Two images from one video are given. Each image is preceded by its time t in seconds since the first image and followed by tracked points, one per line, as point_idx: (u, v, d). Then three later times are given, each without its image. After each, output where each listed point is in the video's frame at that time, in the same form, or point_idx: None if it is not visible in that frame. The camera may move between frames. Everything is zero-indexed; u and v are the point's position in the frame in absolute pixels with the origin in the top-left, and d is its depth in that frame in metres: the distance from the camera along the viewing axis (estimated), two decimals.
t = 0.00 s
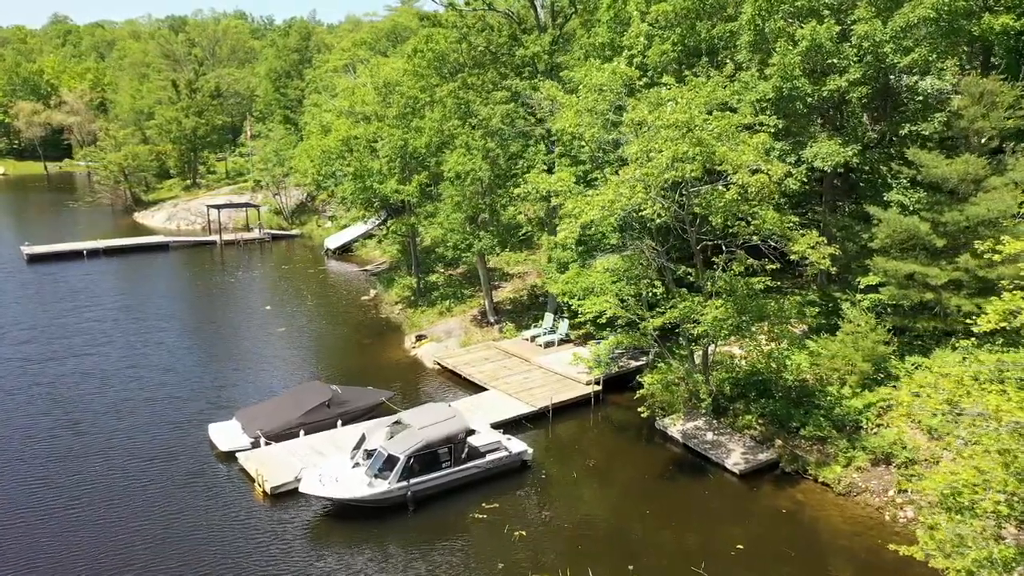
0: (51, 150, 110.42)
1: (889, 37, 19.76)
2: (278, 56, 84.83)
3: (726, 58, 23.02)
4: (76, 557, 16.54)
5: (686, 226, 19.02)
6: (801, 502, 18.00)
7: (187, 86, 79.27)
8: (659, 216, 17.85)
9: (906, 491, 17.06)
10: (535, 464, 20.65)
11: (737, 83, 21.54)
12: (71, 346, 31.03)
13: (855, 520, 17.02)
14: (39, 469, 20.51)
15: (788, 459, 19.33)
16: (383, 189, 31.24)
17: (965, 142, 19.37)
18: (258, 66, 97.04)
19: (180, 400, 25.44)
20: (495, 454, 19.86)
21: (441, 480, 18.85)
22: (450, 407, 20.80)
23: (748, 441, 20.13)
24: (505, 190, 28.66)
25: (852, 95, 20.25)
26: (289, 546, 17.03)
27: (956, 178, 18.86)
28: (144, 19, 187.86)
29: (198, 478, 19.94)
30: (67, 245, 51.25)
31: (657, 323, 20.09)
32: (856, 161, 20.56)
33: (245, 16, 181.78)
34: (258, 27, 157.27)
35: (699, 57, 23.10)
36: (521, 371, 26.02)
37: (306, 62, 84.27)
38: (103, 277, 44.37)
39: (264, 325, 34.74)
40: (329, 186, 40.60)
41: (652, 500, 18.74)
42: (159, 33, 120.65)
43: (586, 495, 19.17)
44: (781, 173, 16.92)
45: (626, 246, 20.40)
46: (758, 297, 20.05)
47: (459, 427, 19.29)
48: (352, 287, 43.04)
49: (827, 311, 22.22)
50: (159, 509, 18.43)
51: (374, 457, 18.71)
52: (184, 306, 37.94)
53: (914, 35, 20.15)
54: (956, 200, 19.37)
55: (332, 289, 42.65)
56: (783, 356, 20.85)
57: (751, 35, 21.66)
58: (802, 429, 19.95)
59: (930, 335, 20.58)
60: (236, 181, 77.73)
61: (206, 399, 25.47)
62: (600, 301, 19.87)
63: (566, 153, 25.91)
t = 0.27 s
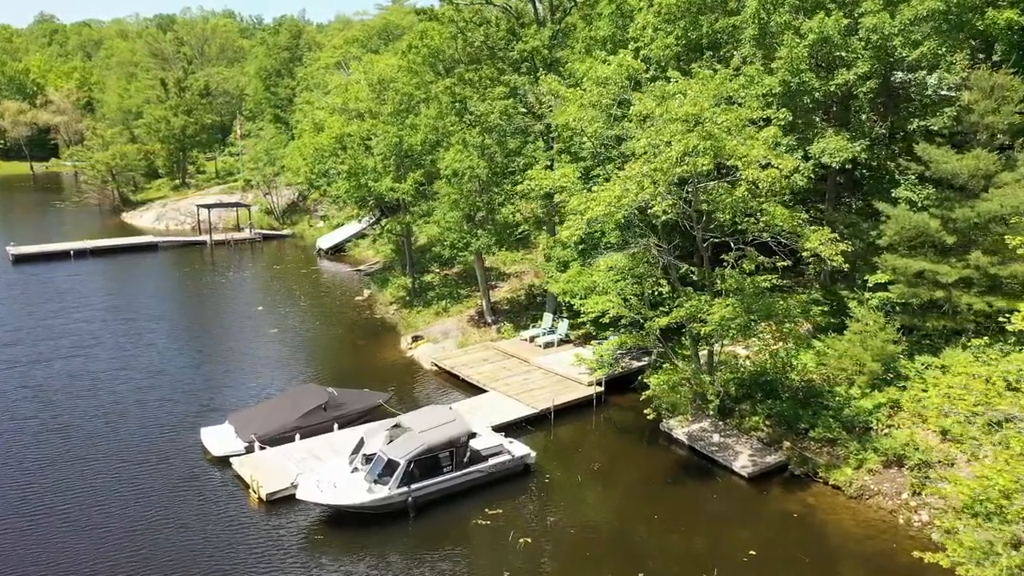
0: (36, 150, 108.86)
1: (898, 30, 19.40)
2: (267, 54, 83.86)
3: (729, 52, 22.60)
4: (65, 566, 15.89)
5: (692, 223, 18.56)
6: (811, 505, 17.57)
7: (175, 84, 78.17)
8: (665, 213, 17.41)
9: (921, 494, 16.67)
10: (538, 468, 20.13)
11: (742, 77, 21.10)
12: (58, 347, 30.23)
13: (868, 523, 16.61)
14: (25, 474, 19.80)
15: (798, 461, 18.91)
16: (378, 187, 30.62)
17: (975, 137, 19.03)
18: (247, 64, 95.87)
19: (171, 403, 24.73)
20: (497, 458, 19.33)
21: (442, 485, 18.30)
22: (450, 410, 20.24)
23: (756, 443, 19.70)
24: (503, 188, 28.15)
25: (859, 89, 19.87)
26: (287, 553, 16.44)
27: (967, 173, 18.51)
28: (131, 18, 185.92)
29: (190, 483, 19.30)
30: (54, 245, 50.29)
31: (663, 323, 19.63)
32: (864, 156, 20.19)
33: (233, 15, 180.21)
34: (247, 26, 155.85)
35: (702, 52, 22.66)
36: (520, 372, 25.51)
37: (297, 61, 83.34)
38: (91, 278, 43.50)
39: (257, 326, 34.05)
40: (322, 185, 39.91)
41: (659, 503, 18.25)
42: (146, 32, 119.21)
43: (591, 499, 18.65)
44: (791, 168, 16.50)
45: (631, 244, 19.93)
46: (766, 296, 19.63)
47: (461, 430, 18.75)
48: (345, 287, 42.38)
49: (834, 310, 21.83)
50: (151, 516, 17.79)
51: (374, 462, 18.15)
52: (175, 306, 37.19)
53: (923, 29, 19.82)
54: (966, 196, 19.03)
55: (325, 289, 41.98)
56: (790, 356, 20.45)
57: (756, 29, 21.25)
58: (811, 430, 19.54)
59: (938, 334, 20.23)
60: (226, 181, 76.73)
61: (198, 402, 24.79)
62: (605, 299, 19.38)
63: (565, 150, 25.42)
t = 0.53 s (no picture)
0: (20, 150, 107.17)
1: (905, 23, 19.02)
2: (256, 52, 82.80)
3: (732, 46, 22.13)
4: None
5: (698, 220, 18.11)
6: (822, 508, 17.14)
7: (162, 83, 76.98)
8: (671, 209, 16.93)
9: (935, 496, 16.27)
10: (540, 472, 19.58)
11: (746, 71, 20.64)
12: (43, 350, 29.38)
13: (880, 527, 16.19)
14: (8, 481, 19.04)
15: (806, 463, 18.47)
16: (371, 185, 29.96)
17: (984, 132, 18.69)
18: (235, 63, 94.74)
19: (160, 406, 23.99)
20: (499, 463, 18.77)
21: (443, 492, 17.73)
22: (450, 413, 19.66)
23: (763, 446, 19.26)
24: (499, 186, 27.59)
25: (866, 83, 19.48)
26: (282, 562, 15.82)
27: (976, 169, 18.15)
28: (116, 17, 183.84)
29: (181, 489, 18.63)
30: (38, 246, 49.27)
31: (668, 323, 19.14)
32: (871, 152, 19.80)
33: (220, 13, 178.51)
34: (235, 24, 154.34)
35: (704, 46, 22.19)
36: (519, 373, 24.96)
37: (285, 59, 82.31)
38: (77, 279, 42.57)
39: (247, 327, 33.32)
40: (313, 184, 39.18)
41: (666, 508, 17.75)
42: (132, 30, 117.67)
43: (596, 504, 18.12)
44: (802, 162, 16.06)
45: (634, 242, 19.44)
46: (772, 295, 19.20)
47: (462, 434, 18.18)
48: (337, 288, 41.67)
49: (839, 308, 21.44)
50: (140, 524, 17.11)
51: (372, 468, 17.55)
52: (163, 308, 36.38)
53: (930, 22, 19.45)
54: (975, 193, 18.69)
55: (317, 289, 41.27)
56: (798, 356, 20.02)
57: (759, 22, 20.83)
58: (819, 431, 19.12)
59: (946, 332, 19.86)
60: (214, 181, 75.67)
61: (188, 405, 24.07)
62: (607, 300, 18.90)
63: (564, 146, 24.89)
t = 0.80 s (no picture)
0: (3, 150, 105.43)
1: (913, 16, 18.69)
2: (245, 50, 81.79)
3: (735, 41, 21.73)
4: None
5: (705, 217, 17.69)
6: (833, 512, 16.74)
7: (150, 81, 75.87)
8: (680, 205, 16.49)
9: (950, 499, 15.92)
10: (544, 476, 19.07)
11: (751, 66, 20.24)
12: (28, 352, 28.58)
13: (893, 531, 15.80)
14: None
15: (815, 466, 18.07)
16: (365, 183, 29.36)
17: (993, 127, 18.38)
18: (223, 62, 93.59)
19: (150, 410, 23.29)
20: (502, 467, 18.26)
21: (445, 498, 17.20)
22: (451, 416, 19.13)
23: (770, 448, 18.86)
24: (496, 184, 27.07)
25: (874, 78, 19.13)
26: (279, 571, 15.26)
27: (986, 164, 17.83)
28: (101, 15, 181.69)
29: (172, 496, 17.99)
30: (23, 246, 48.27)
31: (673, 322, 18.70)
32: (878, 147, 19.46)
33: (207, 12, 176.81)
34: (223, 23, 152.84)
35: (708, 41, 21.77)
36: (519, 375, 24.45)
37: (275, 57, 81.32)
38: (63, 280, 41.67)
39: (239, 329, 32.64)
40: (304, 183, 38.47)
41: (674, 513, 17.28)
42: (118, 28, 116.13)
43: (602, 509, 17.63)
44: (813, 158, 15.68)
45: (639, 240, 18.98)
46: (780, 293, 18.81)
47: (465, 438, 17.65)
48: (329, 288, 40.99)
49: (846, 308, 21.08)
50: (130, 532, 16.48)
51: (372, 474, 16.99)
52: (152, 309, 35.61)
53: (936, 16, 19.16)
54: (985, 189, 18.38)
55: (309, 290, 40.58)
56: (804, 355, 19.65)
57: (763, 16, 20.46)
58: (827, 433, 18.74)
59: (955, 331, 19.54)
60: (202, 181, 74.62)
61: (179, 408, 23.40)
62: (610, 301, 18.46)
63: (564, 143, 24.42)
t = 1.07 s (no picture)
0: None
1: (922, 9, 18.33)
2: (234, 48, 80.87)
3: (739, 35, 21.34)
4: None
5: (713, 214, 17.26)
6: (846, 516, 16.32)
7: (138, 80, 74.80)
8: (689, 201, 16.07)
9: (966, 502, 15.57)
10: (548, 481, 18.56)
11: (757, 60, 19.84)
12: (14, 354, 27.81)
13: (909, 535, 15.39)
14: None
15: (826, 468, 17.67)
16: (361, 181, 28.78)
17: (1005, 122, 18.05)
18: (212, 60, 92.55)
19: (140, 414, 22.63)
20: (505, 472, 17.74)
21: (448, 504, 16.67)
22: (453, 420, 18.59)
23: (779, 451, 18.46)
24: (495, 181, 26.56)
25: (883, 71, 18.77)
26: None
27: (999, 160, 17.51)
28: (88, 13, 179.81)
29: (164, 503, 17.35)
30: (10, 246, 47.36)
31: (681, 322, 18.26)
32: (887, 143, 19.10)
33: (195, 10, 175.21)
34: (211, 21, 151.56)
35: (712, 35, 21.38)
36: (519, 376, 23.96)
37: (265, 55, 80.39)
38: (51, 280, 40.84)
39: (231, 330, 31.97)
40: (297, 181, 37.82)
41: (684, 518, 16.81)
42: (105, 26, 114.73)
43: (610, 514, 17.14)
44: (826, 152, 15.28)
45: (645, 237, 18.54)
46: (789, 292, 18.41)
47: (468, 441, 17.12)
48: (323, 288, 40.38)
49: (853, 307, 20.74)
50: (121, 540, 15.85)
51: (373, 480, 16.43)
52: (142, 310, 34.88)
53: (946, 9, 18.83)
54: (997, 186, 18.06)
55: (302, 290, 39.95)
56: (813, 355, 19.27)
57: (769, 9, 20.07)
58: (837, 435, 18.37)
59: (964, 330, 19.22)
60: (191, 180, 73.67)
61: (171, 412, 22.75)
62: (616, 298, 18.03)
63: (564, 141, 23.97)
